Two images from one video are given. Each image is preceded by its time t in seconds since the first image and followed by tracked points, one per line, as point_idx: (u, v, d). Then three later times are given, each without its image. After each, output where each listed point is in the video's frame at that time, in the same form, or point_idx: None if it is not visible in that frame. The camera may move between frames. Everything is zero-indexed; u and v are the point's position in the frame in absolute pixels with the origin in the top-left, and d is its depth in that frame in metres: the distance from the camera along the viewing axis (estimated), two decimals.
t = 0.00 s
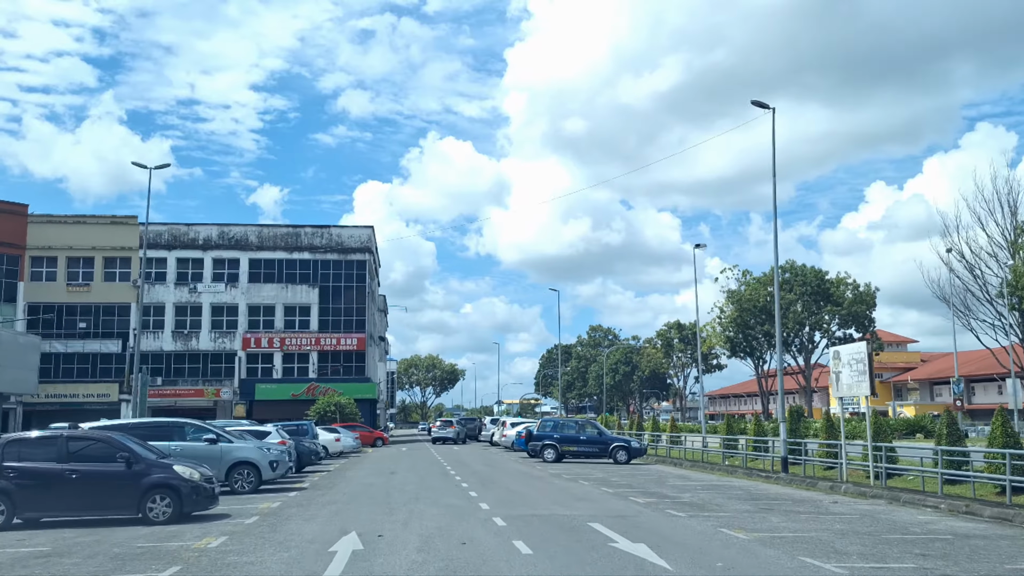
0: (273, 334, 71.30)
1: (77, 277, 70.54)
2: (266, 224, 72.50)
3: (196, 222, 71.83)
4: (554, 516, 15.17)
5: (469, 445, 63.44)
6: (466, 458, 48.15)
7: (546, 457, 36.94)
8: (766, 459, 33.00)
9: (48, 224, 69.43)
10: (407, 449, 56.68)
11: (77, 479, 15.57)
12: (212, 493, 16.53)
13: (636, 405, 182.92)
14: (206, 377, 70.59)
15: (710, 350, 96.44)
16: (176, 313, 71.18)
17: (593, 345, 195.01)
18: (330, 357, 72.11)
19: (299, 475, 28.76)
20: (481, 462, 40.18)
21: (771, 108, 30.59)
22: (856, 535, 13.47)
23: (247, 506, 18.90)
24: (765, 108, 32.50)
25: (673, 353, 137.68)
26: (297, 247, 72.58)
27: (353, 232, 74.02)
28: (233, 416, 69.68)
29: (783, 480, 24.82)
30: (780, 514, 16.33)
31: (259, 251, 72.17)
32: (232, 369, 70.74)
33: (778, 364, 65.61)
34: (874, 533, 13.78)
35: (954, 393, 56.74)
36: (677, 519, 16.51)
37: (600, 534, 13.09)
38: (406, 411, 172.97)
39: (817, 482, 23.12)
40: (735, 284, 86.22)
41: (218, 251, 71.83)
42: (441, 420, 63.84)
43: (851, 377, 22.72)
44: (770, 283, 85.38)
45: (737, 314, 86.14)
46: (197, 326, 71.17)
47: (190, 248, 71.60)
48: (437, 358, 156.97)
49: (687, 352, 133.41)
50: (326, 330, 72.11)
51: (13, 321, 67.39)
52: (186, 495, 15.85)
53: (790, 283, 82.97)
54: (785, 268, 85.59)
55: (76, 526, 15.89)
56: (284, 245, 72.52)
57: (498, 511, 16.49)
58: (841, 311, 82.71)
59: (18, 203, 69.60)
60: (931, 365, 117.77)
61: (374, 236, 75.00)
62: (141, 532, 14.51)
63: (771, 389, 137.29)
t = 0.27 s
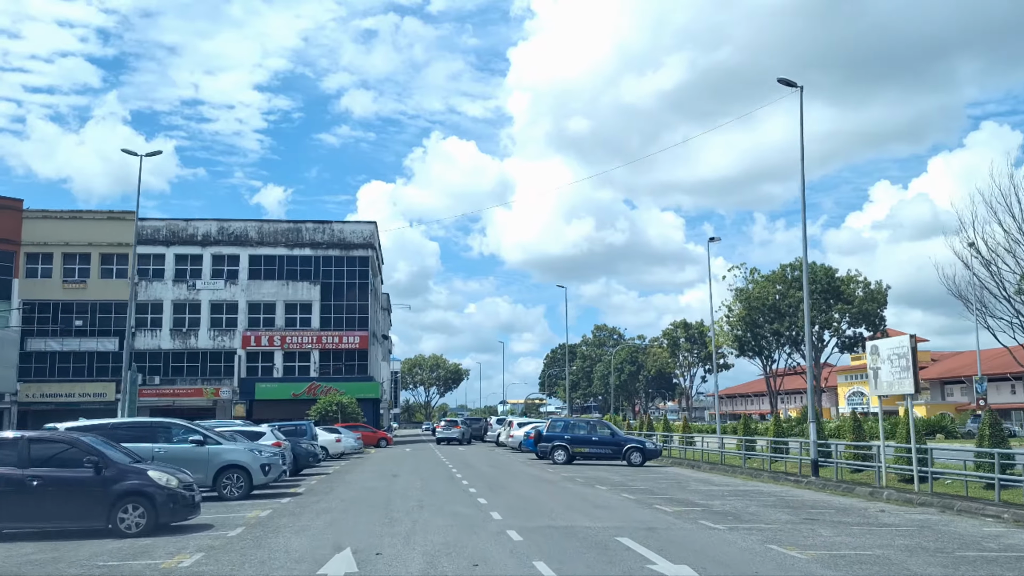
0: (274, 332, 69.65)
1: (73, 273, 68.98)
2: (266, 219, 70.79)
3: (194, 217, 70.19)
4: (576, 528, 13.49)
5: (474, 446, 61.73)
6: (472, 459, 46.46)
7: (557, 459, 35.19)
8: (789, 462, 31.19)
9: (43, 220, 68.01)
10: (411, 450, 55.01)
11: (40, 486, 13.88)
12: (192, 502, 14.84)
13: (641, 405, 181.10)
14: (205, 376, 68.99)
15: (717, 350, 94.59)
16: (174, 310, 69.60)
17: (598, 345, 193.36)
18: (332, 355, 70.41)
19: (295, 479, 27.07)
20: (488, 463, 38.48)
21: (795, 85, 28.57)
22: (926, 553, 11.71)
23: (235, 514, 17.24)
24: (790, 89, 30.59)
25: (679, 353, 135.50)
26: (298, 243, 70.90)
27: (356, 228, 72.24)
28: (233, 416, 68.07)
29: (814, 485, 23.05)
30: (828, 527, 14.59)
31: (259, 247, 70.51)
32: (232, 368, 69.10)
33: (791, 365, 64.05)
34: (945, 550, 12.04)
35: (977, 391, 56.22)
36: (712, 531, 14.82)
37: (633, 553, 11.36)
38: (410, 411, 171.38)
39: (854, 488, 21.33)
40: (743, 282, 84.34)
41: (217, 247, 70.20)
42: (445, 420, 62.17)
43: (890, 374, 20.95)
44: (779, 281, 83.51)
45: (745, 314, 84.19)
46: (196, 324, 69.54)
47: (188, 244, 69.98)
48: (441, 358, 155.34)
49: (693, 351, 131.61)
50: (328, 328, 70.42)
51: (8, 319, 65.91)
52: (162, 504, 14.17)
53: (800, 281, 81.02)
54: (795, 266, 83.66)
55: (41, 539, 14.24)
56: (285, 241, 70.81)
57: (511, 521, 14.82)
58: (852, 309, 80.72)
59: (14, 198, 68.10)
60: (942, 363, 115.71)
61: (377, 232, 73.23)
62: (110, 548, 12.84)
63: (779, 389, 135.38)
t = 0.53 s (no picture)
0: (274, 330, 67.98)
1: (69, 270, 67.43)
2: (266, 214, 69.12)
3: (193, 212, 68.55)
4: (603, 543, 11.83)
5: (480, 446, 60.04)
6: (478, 459, 44.77)
7: (568, 462, 33.43)
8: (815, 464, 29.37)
9: (38, 215, 66.55)
10: (414, 451, 53.33)
11: None
12: (166, 513, 13.11)
13: (647, 405, 179.28)
14: (203, 374, 67.35)
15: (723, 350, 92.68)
16: (172, 307, 68.00)
17: (603, 344, 191.71)
18: (334, 353, 68.72)
19: (291, 482, 25.40)
20: (495, 464, 36.78)
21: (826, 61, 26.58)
22: None
23: (219, 524, 15.59)
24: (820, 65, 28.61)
25: (685, 352, 132.99)
26: (299, 238, 69.21)
27: (358, 223, 70.53)
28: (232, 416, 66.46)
29: (851, 491, 21.27)
30: (887, 542, 12.85)
31: (259, 243, 68.86)
32: (231, 367, 67.44)
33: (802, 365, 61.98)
34: None
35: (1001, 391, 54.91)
36: (755, 546, 13.15)
37: None
38: (414, 411, 169.86)
39: (898, 495, 19.55)
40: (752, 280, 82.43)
41: (216, 242, 68.56)
42: (450, 420, 60.51)
43: (937, 370, 19.24)
44: (788, 279, 81.50)
45: (753, 312, 82.24)
46: (194, 321, 67.92)
47: (186, 240, 68.34)
48: (445, 358, 153.64)
49: (700, 350, 129.74)
50: (329, 326, 68.73)
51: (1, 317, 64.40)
52: (130, 515, 12.46)
53: (810, 279, 79.01)
54: (804, 263, 81.73)
55: None
56: (286, 236, 69.16)
57: (527, 534, 13.17)
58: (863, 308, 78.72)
59: (8, 193, 66.57)
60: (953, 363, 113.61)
61: (379, 227, 71.54)
62: (66, 567, 11.18)
63: (787, 389, 133.41)
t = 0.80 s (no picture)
0: (273, 327, 66.28)
1: (64, 266, 65.78)
2: (266, 209, 67.42)
3: (190, 207, 66.86)
4: (639, 565, 10.18)
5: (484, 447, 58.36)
6: (483, 461, 43.03)
7: (579, 464, 31.59)
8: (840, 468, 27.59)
9: (32, 209, 65.04)
10: (416, 452, 51.61)
11: None
12: (130, 527, 11.38)
13: (651, 405, 177.41)
14: (201, 373, 65.65)
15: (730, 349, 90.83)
16: (169, 304, 66.31)
17: (607, 344, 189.91)
18: (334, 351, 67.00)
19: (285, 487, 23.68)
20: (501, 466, 35.04)
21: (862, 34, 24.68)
22: None
23: (198, 536, 13.87)
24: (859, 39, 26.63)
25: (690, 352, 131.05)
26: (299, 234, 67.54)
27: (359, 218, 68.86)
28: (230, 415, 64.77)
29: (894, 499, 19.45)
30: (966, 562, 11.13)
31: (258, 238, 67.18)
32: (229, 365, 65.74)
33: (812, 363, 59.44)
34: None
35: None
36: (813, 562, 11.34)
37: None
38: (417, 410, 168.26)
39: (950, 504, 17.79)
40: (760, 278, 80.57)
41: (214, 237, 66.88)
42: (454, 420, 58.78)
43: (992, 367, 17.58)
44: (796, 277, 79.53)
45: (762, 311, 80.35)
46: (191, 319, 66.23)
47: (184, 235, 66.66)
48: (448, 357, 151.96)
49: (705, 350, 127.84)
50: (330, 323, 67.03)
51: None
52: (83, 529, 10.75)
53: (820, 276, 77.11)
54: (813, 260, 79.88)
55: None
56: (286, 231, 67.47)
57: (548, 552, 11.52)
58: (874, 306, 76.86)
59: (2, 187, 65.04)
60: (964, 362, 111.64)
61: (381, 222, 69.86)
62: None
63: (795, 389, 131.46)
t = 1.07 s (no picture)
0: (273, 325, 64.58)
1: (57, 262, 64.14)
2: (265, 204, 65.68)
3: (187, 202, 65.17)
4: None
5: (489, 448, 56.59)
6: (489, 464, 41.28)
7: (591, 468, 29.94)
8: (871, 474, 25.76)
9: (25, 204, 63.53)
10: (418, 454, 49.86)
11: None
12: (79, 548, 9.66)
13: (656, 406, 175.52)
14: (198, 372, 63.98)
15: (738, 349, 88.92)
16: (165, 302, 64.64)
17: (611, 344, 188.11)
18: (335, 350, 65.25)
19: (278, 493, 21.94)
20: (508, 469, 33.23)
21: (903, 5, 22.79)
22: None
23: (167, 555, 12.11)
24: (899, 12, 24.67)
25: (696, 352, 129.15)
26: (299, 229, 65.80)
27: (360, 213, 67.11)
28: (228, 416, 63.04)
29: (946, 511, 17.60)
30: None
31: (257, 234, 65.46)
32: (227, 364, 64.05)
33: (820, 362, 59.04)
34: None
35: None
36: None
37: None
38: (420, 411, 166.68)
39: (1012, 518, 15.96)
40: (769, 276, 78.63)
41: (211, 233, 65.17)
42: (458, 421, 57.02)
43: None
44: (805, 276, 77.50)
45: (771, 310, 78.35)
46: (188, 316, 64.56)
47: (180, 230, 64.97)
48: (451, 357, 150.23)
49: (712, 350, 125.89)
50: (330, 321, 65.30)
51: None
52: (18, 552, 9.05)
53: (830, 274, 75.15)
54: (824, 258, 77.98)
55: None
56: (285, 227, 65.74)
57: None
58: (885, 305, 74.90)
59: None
60: (975, 362, 109.57)
61: (383, 218, 68.13)
62: None
63: (802, 389, 129.44)
